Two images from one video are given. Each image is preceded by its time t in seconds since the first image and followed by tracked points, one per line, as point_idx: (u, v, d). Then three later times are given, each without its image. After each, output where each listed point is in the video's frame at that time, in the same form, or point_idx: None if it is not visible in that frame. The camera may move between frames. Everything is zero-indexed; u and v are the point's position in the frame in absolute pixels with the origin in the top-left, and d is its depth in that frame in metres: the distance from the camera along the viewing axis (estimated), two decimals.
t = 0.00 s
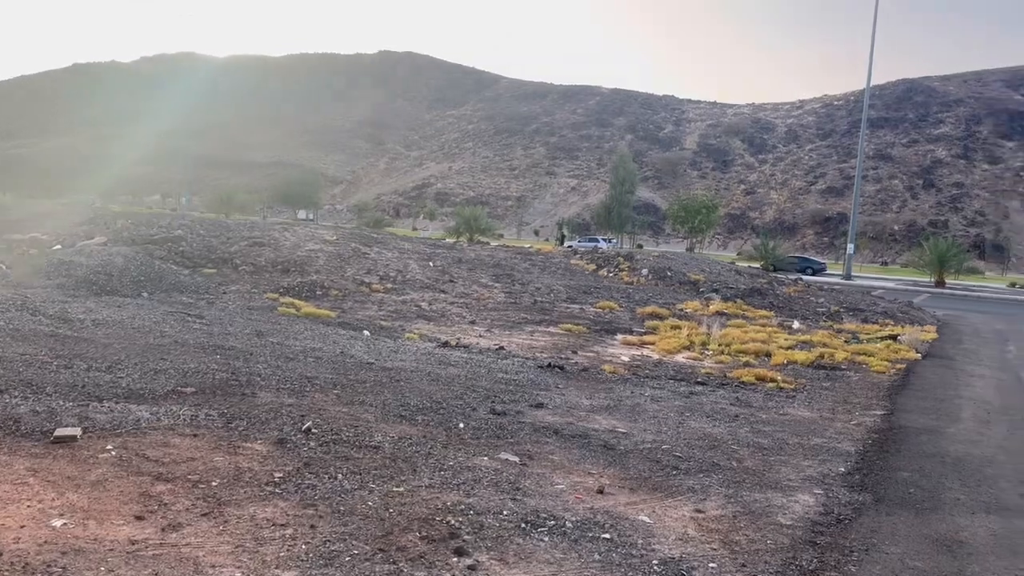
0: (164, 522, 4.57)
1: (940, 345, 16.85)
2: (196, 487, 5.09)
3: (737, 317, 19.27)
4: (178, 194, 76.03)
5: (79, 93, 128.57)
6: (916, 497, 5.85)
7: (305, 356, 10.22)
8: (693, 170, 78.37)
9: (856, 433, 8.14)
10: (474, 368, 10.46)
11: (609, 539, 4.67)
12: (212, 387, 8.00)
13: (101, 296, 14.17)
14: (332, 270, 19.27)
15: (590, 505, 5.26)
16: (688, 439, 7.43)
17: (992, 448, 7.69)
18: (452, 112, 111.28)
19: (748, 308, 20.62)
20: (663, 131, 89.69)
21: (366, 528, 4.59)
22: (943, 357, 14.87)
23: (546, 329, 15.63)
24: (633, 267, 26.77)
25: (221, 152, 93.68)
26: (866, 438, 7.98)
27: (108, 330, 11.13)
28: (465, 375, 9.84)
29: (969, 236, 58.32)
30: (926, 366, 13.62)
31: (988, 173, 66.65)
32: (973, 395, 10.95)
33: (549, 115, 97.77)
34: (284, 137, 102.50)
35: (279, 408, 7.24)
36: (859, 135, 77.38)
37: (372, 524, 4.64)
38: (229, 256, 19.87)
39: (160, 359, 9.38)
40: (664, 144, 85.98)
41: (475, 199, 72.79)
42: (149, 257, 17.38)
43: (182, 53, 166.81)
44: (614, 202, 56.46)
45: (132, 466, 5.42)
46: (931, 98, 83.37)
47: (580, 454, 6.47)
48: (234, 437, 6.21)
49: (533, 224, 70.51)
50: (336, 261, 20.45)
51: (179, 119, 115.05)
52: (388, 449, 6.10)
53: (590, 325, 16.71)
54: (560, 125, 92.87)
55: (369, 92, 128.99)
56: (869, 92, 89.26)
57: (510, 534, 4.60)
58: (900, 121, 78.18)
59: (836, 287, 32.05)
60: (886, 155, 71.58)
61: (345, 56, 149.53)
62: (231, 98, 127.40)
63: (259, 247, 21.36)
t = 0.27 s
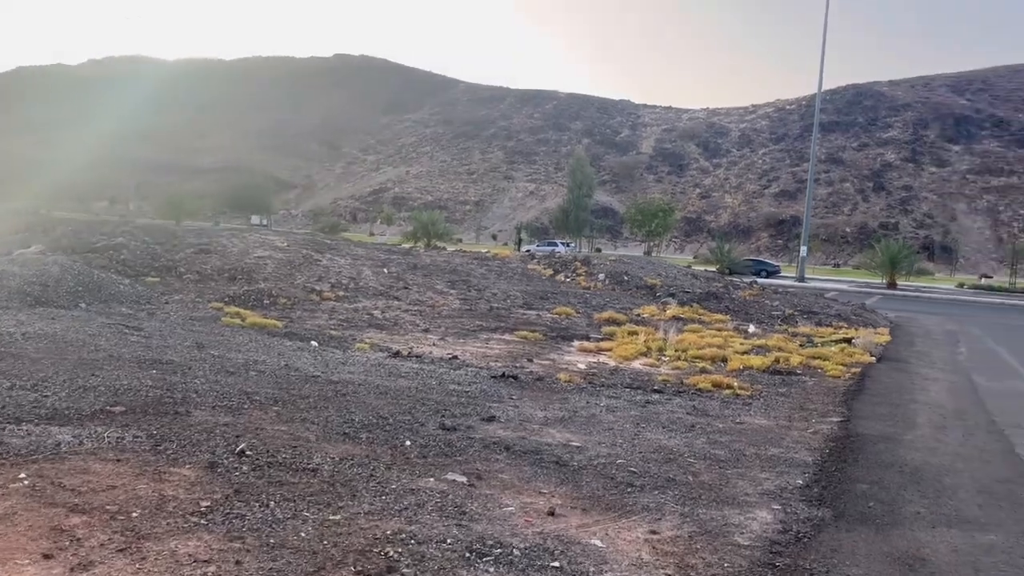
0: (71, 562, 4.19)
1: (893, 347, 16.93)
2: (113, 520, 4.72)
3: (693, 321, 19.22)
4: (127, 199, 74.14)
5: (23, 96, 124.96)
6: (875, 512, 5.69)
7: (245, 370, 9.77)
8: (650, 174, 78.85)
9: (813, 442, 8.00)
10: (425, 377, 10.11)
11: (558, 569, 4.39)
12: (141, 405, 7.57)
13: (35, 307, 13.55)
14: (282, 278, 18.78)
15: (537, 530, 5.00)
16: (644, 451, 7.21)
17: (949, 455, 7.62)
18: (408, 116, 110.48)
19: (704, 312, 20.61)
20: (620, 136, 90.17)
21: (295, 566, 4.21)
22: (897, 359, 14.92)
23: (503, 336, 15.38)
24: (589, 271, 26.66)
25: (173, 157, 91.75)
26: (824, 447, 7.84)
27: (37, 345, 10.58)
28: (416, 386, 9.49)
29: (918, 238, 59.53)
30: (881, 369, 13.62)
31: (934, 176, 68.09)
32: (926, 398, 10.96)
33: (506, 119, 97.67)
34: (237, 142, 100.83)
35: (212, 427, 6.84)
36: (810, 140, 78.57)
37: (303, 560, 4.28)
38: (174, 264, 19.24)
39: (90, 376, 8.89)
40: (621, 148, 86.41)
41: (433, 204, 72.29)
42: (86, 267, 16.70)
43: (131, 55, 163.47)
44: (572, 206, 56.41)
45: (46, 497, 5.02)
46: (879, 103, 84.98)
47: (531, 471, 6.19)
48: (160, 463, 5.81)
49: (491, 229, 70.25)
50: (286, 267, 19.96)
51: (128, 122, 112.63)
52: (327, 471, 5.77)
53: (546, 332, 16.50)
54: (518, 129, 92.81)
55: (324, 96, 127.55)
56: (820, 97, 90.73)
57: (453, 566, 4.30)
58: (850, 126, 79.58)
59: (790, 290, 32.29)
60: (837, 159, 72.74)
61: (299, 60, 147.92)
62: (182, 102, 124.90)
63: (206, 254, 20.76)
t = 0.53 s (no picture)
0: None
1: (843, 346, 17.00)
2: (15, 553, 4.34)
3: (646, 324, 19.13)
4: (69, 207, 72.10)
5: None
6: (829, 519, 5.53)
7: (179, 384, 9.31)
8: (604, 178, 79.17)
9: (765, 445, 7.86)
10: (370, 387, 9.74)
11: None
12: (62, 424, 7.13)
13: None
14: (225, 286, 18.24)
15: (481, 549, 4.72)
16: (593, 460, 6.97)
17: (900, 455, 7.53)
18: (361, 121, 109.45)
19: (657, 314, 20.55)
20: (574, 140, 90.47)
21: None
22: (847, 359, 14.98)
23: (453, 342, 15.08)
24: (543, 276, 26.48)
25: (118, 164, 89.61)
26: (778, 450, 7.70)
27: None
28: (359, 396, 9.14)
29: (866, 238, 60.64)
30: (832, 369, 13.61)
31: (880, 177, 69.43)
32: (877, 398, 10.95)
33: (460, 123, 97.35)
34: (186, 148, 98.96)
35: (136, 446, 6.43)
36: (760, 143, 79.66)
37: None
38: (112, 273, 18.58)
39: (10, 393, 8.38)
40: (575, 152, 86.65)
41: (388, 210, 71.64)
42: (16, 277, 16.00)
43: (75, 60, 159.73)
44: (526, 210, 56.30)
45: None
46: (826, 106, 86.50)
47: (475, 485, 5.91)
48: (75, 487, 5.41)
49: (446, 234, 69.83)
50: (230, 275, 19.42)
51: (72, 128, 109.84)
52: (257, 491, 5.44)
53: (498, 337, 16.23)
54: (472, 134, 92.51)
55: (275, 101, 125.90)
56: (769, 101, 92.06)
57: None
58: (798, 129, 80.86)
59: (743, 291, 32.49)
60: (786, 161, 73.83)
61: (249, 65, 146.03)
62: (127, 107, 122.19)
63: (146, 263, 20.10)
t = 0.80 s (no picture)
0: None
1: (799, 347, 17.01)
2: None
3: (604, 327, 18.98)
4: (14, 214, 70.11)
5: None
6: (786, 531, 5.35)
7: (113, 399, 8.86)
8: (562, 181, 79.27)
9: (721, 452, 7.67)
10: (316, 399, 9.36)
11: None
12: None
13: None
14: (171, 295, 17.67)
15: None
16: (545, 472, 6.72)
17: (857, 460, 7.41)
18: (318, 124, 108.18)
19: (615, 318, 20.43)
20: (532, 142, 90.48)
21: None
22: (802, 359, 14.97)
23: (406, 350, 14.75)
24: (500, 279, 26.25)
25: (65, 170, 87.43)
26: (734, 457, 7.52)
27: None
28: (303, 409, 8.79)
29: (819, 238, 61.52)
30: (788, 370, 13.55)
31: (832, 178, 70.47)
32: (832, 399, 10.88)
33: (418, 126, 96.79)
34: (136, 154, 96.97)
35: (58, 470, 6.02)
36: (715, 145, 80.44)
37: None
38: (52, 283, 17.90)
39: None
40: (533, 155, 86.64)
41: (346, 214, 70.88)
42: None
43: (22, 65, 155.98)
44: (484, 213, 56.03)
45: None
46: (779, 108, 87.67)
47: (418, 504, 5.61)
48: None
49: (405, 238, 69.27)
50: (176, 283, 18.85)
51: (18, 134, 107.00)
52: (183, 518, 5.09)
53: (453, 343, 15.92)
54: (430, 137, 91.99)
55: (229, 105, 124.05)
56: (723, 103, 93.04)
57: None
58: (752, 131, 81.84)
59: (700, 292, 32.60)
60: (741, 163, 74.61)
61: (201, 67, 143.76)
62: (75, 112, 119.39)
63: (89, 272, 19.43)
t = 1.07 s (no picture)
0: None
1: (760, 347, 16.97)
2: None
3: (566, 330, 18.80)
4: None
5: None
6: (749, 541, 5.17)
7: (50, 415, 8.42)
8: (525, 183, 79.16)
9: (683, 458, 7.50)
10: (265, 412, 8.98)
11: None
12: None
13: None
14: (120, 304, 17.09)
15: None
16: (503, 484, 6.46)
17: (820, 463, 7.27)
18: (277, 128, 106.77)
19: (577, 320, 20.27)
20: (494, 145, 90.27)
21: None
22: (763, 359, 14.92)
23: (364, 356, 14.40)
24: (461, 283, 25.95)
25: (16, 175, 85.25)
26: (697, 463, 7.35)
27: None
28: (252, 422, 8.42)
29: (778, 238, 62.18)
30: (749, 371, 13.46)
31: (790, 179, 71.24)
32: (794, 401, 10.78)
33: (379, 129, 96.02)
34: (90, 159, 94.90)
35: None
36: (675, 147, 80.96)
37: None
38: None
39: None
40: (495, 158, 86.41)
41: (307, 219, 69.99)
42: None
43: None
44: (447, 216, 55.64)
45: None
46: (737, 110, 88.51)
47: (367, 523, 5.33)
48: None
49: (367, 242, 68.59)
50: (126, 291, 18.26)
51: None
52: (110, 545, 4.75)
53: (412, 349, 15.61)
54: (391, 140, 91.26)
55: (186, 108, 122.00)
56: (683, 105, 93.70)
57: None
58: (711, 133, 82.54)
59: (663, 293, 32.60)
60: (701, 165, 75.17)
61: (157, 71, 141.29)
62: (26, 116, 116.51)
63: (34, 281, 18.74)
